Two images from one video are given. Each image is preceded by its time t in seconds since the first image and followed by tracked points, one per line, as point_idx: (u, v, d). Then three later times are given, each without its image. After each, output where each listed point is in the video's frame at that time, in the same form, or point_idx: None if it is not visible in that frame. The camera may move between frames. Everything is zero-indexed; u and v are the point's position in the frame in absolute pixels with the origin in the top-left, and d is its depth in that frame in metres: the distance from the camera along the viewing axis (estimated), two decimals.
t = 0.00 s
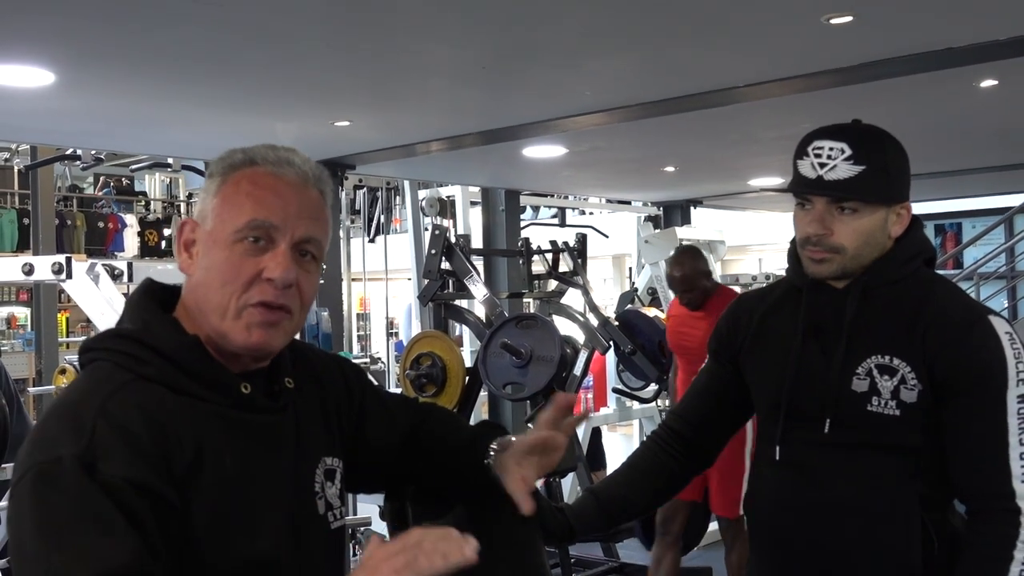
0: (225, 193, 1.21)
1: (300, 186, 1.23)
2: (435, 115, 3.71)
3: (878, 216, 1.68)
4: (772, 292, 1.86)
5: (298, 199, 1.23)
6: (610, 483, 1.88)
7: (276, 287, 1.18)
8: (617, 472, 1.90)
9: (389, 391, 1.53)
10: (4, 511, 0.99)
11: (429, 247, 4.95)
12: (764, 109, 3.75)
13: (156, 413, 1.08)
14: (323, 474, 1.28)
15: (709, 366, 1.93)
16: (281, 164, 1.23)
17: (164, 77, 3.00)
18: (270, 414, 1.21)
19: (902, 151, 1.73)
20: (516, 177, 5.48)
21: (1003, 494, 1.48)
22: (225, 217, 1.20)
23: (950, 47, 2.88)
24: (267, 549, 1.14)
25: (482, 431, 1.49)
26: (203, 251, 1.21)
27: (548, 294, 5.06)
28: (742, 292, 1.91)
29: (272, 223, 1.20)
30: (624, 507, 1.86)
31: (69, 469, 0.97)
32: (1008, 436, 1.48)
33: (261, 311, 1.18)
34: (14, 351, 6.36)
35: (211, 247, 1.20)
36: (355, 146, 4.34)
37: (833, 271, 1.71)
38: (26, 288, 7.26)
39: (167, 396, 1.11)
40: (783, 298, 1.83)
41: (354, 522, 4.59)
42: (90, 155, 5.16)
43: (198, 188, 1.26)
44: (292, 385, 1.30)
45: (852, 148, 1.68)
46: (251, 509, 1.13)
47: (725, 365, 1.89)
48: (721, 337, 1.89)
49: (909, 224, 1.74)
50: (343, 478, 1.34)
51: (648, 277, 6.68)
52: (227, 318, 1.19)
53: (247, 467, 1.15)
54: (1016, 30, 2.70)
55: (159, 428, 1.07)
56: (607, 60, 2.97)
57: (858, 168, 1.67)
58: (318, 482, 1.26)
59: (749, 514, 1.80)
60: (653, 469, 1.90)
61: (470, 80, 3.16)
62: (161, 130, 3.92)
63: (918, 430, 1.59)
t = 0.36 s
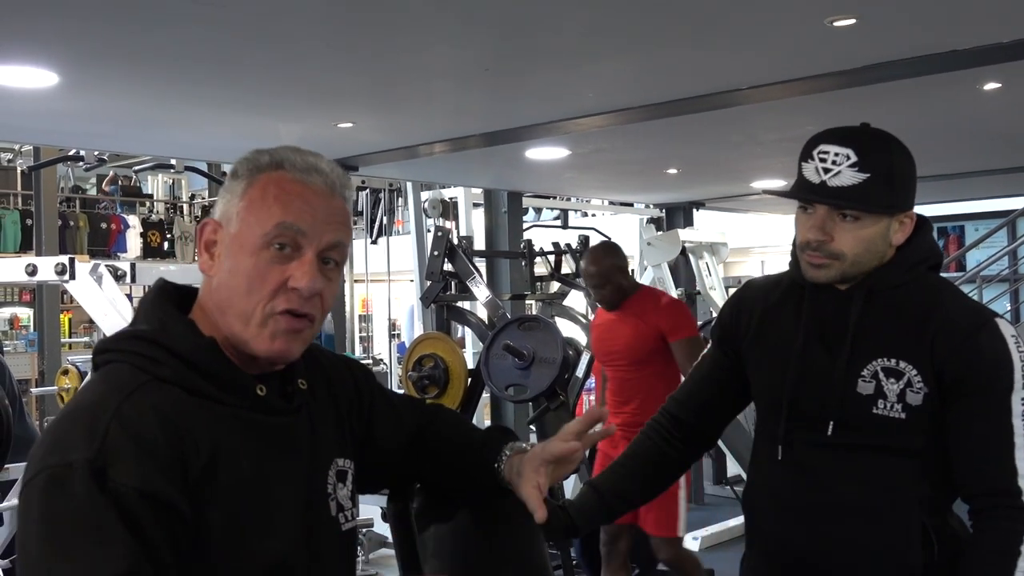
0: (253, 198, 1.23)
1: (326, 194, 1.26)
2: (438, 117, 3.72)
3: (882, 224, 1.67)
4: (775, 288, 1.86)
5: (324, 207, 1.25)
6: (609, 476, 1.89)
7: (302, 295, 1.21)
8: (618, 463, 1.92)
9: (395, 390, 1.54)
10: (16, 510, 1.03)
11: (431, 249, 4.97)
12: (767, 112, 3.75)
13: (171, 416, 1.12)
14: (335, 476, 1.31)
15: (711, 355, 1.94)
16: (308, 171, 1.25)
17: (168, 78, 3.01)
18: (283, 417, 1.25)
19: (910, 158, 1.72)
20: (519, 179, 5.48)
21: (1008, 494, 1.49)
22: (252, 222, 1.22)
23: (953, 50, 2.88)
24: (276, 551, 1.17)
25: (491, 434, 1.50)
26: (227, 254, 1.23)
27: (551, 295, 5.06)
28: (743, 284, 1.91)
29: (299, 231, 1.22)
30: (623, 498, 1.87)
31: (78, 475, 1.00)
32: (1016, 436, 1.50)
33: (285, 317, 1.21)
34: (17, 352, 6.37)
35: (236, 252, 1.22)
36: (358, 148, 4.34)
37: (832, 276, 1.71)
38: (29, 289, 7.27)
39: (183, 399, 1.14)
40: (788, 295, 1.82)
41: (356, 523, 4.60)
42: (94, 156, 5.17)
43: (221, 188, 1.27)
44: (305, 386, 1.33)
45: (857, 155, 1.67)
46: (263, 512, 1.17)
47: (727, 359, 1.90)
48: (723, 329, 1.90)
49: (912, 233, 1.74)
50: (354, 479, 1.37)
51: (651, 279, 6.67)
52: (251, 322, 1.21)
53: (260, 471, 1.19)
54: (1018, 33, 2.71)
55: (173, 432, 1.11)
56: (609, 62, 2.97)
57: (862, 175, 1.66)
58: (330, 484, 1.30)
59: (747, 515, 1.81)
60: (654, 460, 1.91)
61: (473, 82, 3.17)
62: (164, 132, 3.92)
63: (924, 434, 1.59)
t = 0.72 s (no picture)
0: (275, 204, 1.22)
1: (346, 201, 1.26)
2: (441, 119, 3.72)
3: (887, 233, 1.66)
4: (779, 283, 1.86)
5: (344, 213, 1.25)
6: (609, 475, 1.90)
7: (323, 303, 1.21)
8: (618, 463, 1.92)
9: (401, 390, 1.54)
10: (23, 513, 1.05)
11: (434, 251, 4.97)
12: (770, 113, 3.75)
13: (180, 420, 1.12)
14: (346, 479, 1.32)
15: (711, 351, 1.93)
16: (330, 177, 1.25)
17: (172, 80, 3.01)
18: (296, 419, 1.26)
19: (913, 166, 1.71)
20: (522, 181, 5.48)
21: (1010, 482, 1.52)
22: (274, 229, 1.21)
23: (956, 51, 2.88)
24: (282, 554, 1.17)
25: (494, 441, 1.53)
26: (246, 261, 1.22)
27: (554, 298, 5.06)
28: (744, 280, 1.90)
29: (321, 239, 1.22)
30: (621, 497, 1.88)
31: (82, 481, 1.02)
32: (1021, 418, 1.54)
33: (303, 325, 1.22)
34: (20, 354, 6.36)
35: (256, 258, 1.21)
36: (361, 149, 4.34)
37: (835, 286, 1.70)
38: (32, 290, 7.27)
39: (192, 401, 1.15)
40: (792, 292, 1.82)
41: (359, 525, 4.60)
42: (97, 159, 5.17)
43: (238, 191, 1.26)
44: (317, 390, 1.33)
45: (862, 164, 1.66)
46: (269, 515, 1.17)
47: (731, 358, 1.90)
48: (724, 325, 1.89)
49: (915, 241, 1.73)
50: (365, 482, 1.38)
51: (653, 280, 6.67)
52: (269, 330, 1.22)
53: (269, 474, 1.19)
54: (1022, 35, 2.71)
55: (183, 436, 1.11)
56: (612, 64, 2.98)
57: (867, 185, 1.65)
58: (340, 486, 1.30)
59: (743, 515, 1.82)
60: (653, 458, 1.92)
61: (476, 84, 3.17)
62: (167, 133, 3.92)
63: (927, 429, 1.63)
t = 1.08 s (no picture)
0: (257, 209, 1.21)
1: (328, 199, 1.24)
2: (441, 119, 3.72)
3: (878, 227, 1.67)
4: (779, 290, 1.89)
5: (327, 212, 1.24)
6: (613, 477, 1.90)
7: (313, 307, 1.21)
8: (621, 467, 1.92)
9: (403, 389, 1.55)
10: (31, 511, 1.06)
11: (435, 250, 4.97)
12: (770, 113, 3.75)
13: (184, 418, 1.14)
14: (346, 479, 1.33)
15: (712, 357, 1.96)
16: (310, 175, 1.23)
17: (172, 80, 3.01)
18: (296, 418, 1.27)
19: (900, 157, 1.72)
20: (522, 181, 5.48)
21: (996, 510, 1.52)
22: (258, 235, 1.20)
23: (956, 51, 2.88)
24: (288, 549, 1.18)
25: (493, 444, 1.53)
26: (235, 268, 1.22)
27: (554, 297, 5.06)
28: (744, 287, 1.93)
29: (305, 241, 1.21)
30: (627, 501, 1.88)
31: (95, 476, 1.03)
32: (1004, 456, 1.53)
33: (297, 330, 1.22)
34: (20, 354, 6.36)
35: (244, 265, 1.21)
36: (361, 149, 4.34)
37: (831, 284, 1.71)
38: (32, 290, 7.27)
39: (194, 400, 1.16)
40: (792, 299, 1.85)
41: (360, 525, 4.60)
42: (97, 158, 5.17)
43: (221, 194, 1.25)
44: (316, 389, 1.34)
45: (850, 161, 1.67)
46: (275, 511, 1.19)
47: (731, 363, 1.93)
48: (725, 334, 1.93)
49: (906, 232, 1.75)
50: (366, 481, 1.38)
51: (654, 281, 6.67)
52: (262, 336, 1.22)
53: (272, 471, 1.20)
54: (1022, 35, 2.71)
55: (187, 433, 1.13)
56: (612, 64, 2.98)
57: (856, 181, 1.66)
58: (340, 484, 1.31)
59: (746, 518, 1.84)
60: (656, 464, 1.92)
61: (476, 84, 3.17)
62: (167, 133, 3.92)
63: (923, 445, 1.63)
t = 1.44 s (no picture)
0: (241, 208, 1.23)
1: (312, 199, 1.26)
2: (441, 119, 3.76)
3: (867, 223, 1.71)
4: (773, 289, 1.93)
5: (311, 212, 1.25)
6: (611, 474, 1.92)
7: (296, 305, 1.24)
8: (619, 466, 1.93)
9: (401, 386, 1.60)
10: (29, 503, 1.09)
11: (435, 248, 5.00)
12: (766, 113, 3.78)
13: (180, 412, 1.17)
14: (344, 471, 1.37)
15: (707, 358, 2.01)
16: (293, 174, 1.25)
17: (176, 80, 3.05)
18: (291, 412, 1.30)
19: (887, 153, 1.76)
20: (522, 180, 5.52)
21: (1000, 505, 1.53)
22: (242, 234, 1.22)
23: (950, 52, 2.91)
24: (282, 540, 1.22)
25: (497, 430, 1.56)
26: (222, 265, 1.24)
27: (552, 294, 5.08)
28: (739, 286, 1.98)
29: (287, 241, 1.23)
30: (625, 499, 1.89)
31: (91, 469, 1.06)
32: (1004, 449, 1.55)
33: (283, 326, 1.25)
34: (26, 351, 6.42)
35: (229, 263, 1.24)
36: (363, 149, 4.38)
37: (823, 281, 1.75)
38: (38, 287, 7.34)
39: (189, 394, 1.19)
40: (786, 298, 1.89)
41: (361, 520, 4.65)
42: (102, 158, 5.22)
43: (206, 191, 1.27)
44: (311, 383, 1.39)
45: (837, 158, 1.72)
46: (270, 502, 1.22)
47: (725, 363, 1.97)
48: (719, 333, 1.97)
49: (895, 227, 1.79)
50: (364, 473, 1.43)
51: (652, 278, 6.73)
52: (248, 332, 1.25)
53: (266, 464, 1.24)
54: (1014, 35, 2.74)
55: (182, 427, 1.16)
56: (610, 64, 3.02)
57: (844, 178, 1.71)
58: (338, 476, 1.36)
59: (740, 512, 1.89)
60: (653, 463, 1.95)
61: (476, 83, 3.20)
62: (170, 133, 3.97)
63: (919, 442, 1.67)
